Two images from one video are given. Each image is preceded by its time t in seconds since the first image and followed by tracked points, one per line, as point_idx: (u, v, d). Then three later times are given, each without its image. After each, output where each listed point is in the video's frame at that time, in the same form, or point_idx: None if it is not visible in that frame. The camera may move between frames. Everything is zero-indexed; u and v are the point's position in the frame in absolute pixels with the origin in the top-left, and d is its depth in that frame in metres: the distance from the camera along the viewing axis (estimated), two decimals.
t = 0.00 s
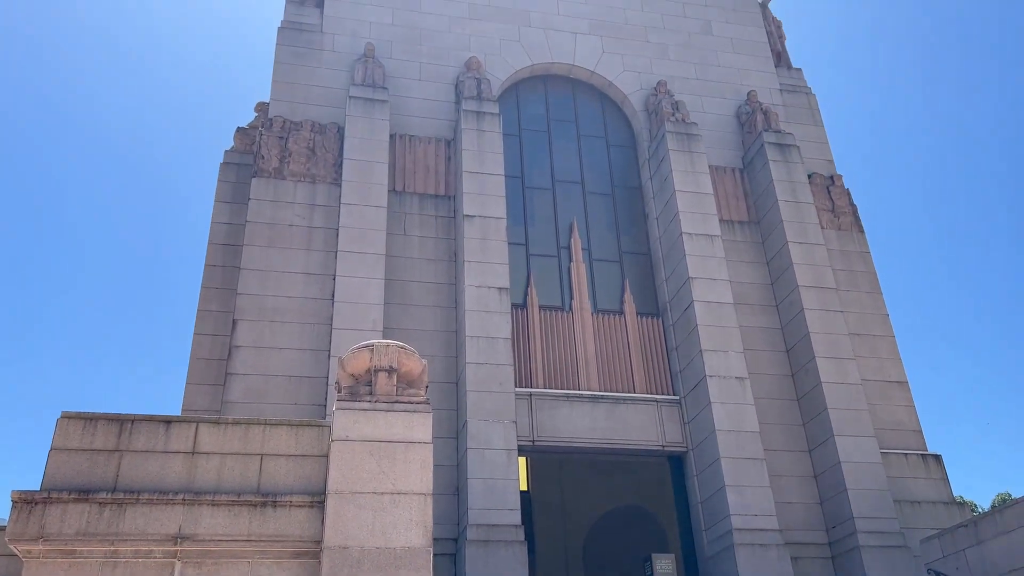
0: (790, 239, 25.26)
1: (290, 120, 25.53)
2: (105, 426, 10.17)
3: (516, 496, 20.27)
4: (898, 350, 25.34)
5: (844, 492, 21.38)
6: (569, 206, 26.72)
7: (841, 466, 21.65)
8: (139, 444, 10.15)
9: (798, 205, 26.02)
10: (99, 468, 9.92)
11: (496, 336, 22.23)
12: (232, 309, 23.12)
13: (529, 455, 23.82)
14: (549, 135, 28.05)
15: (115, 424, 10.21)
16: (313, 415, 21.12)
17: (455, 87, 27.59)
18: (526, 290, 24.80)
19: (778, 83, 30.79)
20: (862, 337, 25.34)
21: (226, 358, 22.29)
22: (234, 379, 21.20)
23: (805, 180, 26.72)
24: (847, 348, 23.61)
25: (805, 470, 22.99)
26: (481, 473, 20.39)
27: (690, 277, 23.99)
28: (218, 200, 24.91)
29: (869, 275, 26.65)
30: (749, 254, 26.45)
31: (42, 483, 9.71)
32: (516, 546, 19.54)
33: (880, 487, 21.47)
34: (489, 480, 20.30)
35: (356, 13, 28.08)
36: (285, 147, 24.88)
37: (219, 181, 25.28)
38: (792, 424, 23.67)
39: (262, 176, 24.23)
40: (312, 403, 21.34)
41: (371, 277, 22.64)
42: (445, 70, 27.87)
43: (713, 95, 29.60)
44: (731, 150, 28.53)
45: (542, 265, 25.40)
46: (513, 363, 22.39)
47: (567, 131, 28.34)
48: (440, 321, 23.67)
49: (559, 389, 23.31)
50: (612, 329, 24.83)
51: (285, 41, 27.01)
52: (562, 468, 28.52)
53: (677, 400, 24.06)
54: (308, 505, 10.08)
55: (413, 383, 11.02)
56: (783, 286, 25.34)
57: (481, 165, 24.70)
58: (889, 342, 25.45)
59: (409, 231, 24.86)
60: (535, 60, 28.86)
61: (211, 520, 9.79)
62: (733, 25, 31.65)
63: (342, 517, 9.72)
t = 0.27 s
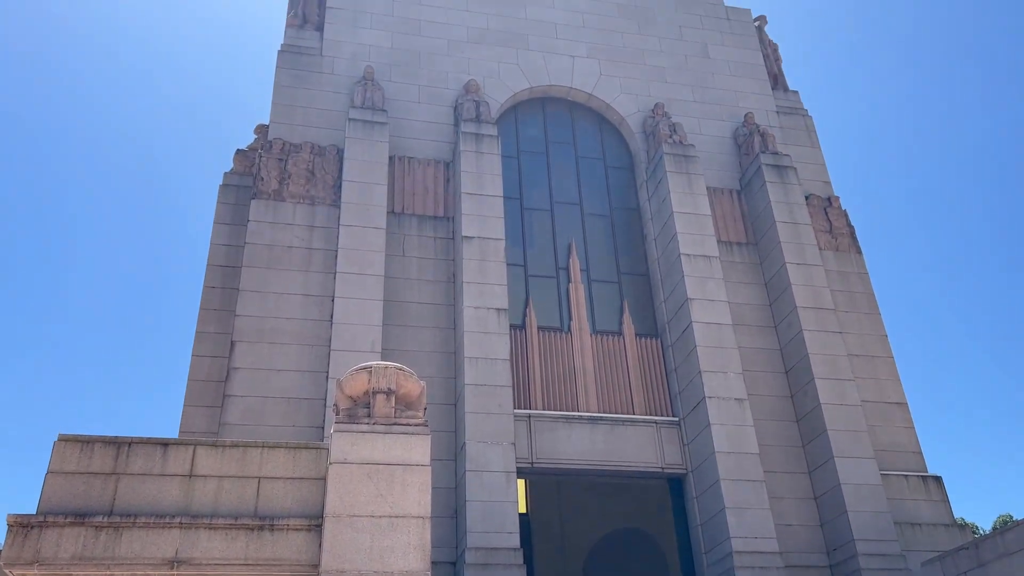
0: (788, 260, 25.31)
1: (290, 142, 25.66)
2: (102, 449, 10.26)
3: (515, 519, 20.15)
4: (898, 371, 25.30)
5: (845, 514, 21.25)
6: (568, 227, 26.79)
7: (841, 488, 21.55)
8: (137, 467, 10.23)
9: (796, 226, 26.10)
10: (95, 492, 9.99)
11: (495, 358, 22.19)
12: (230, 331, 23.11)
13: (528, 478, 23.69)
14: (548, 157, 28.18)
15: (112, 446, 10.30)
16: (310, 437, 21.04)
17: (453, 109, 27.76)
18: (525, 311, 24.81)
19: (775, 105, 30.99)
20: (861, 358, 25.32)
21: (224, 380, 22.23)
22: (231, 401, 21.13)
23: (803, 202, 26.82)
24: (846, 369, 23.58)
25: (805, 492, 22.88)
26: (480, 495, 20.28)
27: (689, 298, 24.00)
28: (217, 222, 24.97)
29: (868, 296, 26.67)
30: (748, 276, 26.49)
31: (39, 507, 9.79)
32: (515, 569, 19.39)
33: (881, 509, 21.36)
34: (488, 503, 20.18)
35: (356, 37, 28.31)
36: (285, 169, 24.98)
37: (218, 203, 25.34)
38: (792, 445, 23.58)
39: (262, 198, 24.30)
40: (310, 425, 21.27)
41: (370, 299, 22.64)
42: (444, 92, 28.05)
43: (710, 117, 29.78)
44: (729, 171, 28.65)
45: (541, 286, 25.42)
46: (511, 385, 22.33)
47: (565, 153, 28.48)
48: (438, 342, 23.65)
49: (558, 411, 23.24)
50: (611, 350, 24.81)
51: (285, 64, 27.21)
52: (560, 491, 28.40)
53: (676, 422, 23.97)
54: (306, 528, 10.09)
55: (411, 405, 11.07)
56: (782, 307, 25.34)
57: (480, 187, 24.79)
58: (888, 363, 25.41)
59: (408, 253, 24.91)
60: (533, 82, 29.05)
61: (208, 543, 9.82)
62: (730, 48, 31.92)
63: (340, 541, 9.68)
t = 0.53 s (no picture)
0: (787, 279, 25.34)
1: (290, 163, 25.79)
2: (100, 471, 10.92)
3: (515, 541, 20.04)
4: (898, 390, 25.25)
5: (846, 535, 21.15)
6: (566, 247, 26.84)
7: (843, 508, 21.45)
8: (134, 488, 10.91)
9: (795, 246, 26.16)
10: (93, 514, 10.64)
11: (494, 378, 22.15)
12: (229, 351, 23.09)
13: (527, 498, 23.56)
14: (547, 177, 28.29)
15: (110, 469, 10.97)
16: (309, 458, 20.95)
17: (453, 130, 27.90)
18: (524, 331, 24.80)
19: (773, 125, 31.16)
20: (861, 377, 25.28)
21: (222, 400, 22.18)
22: (230, 422, 21.07)
23: (801, 221, 26.89)
24: (847, 388, 23.54)
25: (806, 512, 22.77)
26: (480, 517, 20.19)
27: (688, 318, 24.00)
28: (217, 243, 25.02)
29: (867, 315, 26.68)
30: (747, 295, 26.52)
31: (38, 528, 10.42)
32: None
33: (882, 530, 21.25)
34: (487, 524, 20.08)
35: (356, 58, 28.49)
36: (285, 190, 25.06)
37: (218, 223, 25.39)
38: (793, 465, 23.50)
39: (261, 218, 24.35)
40: (309, 446, 21.19)
41: (369, 319, 22.64)
42: (443, 113, 28.21)
43: (708, 137, 29.93)
44: (727, 191, 28.76)
45: (540, 305, 25.43)
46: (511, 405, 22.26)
47: (564, 173, 28.59)
48: (438, 363, 23.62)
49: (558, 431, 23.15)
50: (610, 370, 24.78)
51: (286, 85, 27.37)
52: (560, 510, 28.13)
53: (676, 442, 23.88)
54: (302, 551, 10.81)
55: (409, 426, 11.18)
56: (781, 326, 25.33)
57: (480, 207, 24.86)
58: (888, 383, 25.37)
59: (407, 273, 24.93)
60: (532, 103, 29.22)
61: (206, 564, 10.53)
62: (727, 69, 32.15)
63: (339, 563, 9.68)
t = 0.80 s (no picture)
0: (787, 296, 25.35)
1: (290, 182, 25.87)
2: (99, 490, 10.93)
3: (515, 560, 19.91)
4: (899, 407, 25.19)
5: (848, 553, 21.03)
6: (566, 264, 26.88)
7: (845, 527, 21.34)
8: (133, 508, 10.90)
9: (794, 263, 26.20)
10: (91, 534, 10.61)
11: (494, 396, 22.10)
12: (228, 369, 23.05)
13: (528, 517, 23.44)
14: (546, 195, 28.37)
15: (109, 488, 10.97)
16: (308, 476, 20.86)
17: (452, 148, 28.01)
18: (524, 348, 24.78)
19: (771, 142, 31.29)
20: (862, 394, 25.23)
21: (221, 419, 22.11)
22: (229, 441, 20.99)
23: (800, 238, 26.94)
24: (847, 406, 23.49)
25: (808, 531, 22.64)
26: (480, 536, 20.07)
27: (688, 335, 23.98)
28: (217, 261, 25.04)
29: (867, 332, 26.66)
30: (746, 312, 26.52)
31: (35, 548, 10.38)
32: None
33: (885, 548, 21.12)
34: (488, 543, 19.96)
35: (356, 77, 28.64)
36: (285, 208, 25.12)
37: (218, 241, 25.43)
38: (794, 483, 23.41)
39: (261, 236, 24.39)
40: (308, 464, 21.10)
41: (369, 337, 22.61)
42: (442, 131, 28.33)
43: (707, 155, 30.06)
44: (726, 208, 28.83)
45: (540, 323, 25.43)
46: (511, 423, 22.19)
47: (563, 191, 28.67)
48: (438, 380, 23.58)
49: (558, 449, 23.07)
50: (610, 387, 24.74)
51: (286, 104, 27.51)
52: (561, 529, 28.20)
53: (677, 459, 23.79)
54: (303, 570, 10.77)
55: (409, 444, 11.17)
56: (781, 343, 25.31)
57: (479, 225, 24.91)
58: (888, 399, 25.32)
59: (407, 290, 24.93)
60: (531, 121, 29.36)
61: None
62: (726, 87, 32.33)
63: None
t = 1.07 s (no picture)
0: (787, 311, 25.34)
1: (290, 198, 25.93)
2: (97, 508, 10.91)
3: None
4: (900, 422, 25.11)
5: (851, 569, 20.89)
6: (566, 280, 26.88)
7: (847, 542, 21.21)
8: (131, 525, 10.87)
9: (793, 277, 26.21)
10: (89, 552, 10.59)
11: (494, 411, 22.04)
12: (228, 385, 23.00)
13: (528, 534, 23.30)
14: (545, 210, 28.42)
15: (107, 506, 10.95)
16: (307, 493, 20.77)
17: (452, 164, 28.08)
18: (524, 363, 24.74)
19: (770, 157, 31.38)
20: (863, 409, 25.16)
21: (220, 436, 22.05)
22: (228, 458, 20.93)
23: (800, 253, 26.97)
24: (848, 420, 23.42)
25: (810, 546, 22.50)
26: (480, 552, 19.94)
27: (689, 350, 23.94)
28: (217, 277, 25.05)
29: (868, 346, 26.63)
30: (747, 327, 26.50)
31: (33, 567, 10.35)
32: None
33: (887, 564, 20.99)
34: (488, 560, 19.83)
35: (356, 94, 28.77)
36: (285, 224, 25.16)
37: (218, 258, 25.44)
38: (795, 498, 23.30)
39: (261, 253, 24.41)
40: (307, 480, 21.02)
41: (369, 353, 22.58)
42: (442, 147, 28.42)
43: (706, 170, 30.13)
44: (725, 223, 28.88)
45: (540, 338, 25.40)
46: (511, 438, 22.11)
47: (562, 206, 28.73)
48: (437, 396, 23.52)
49: (558, 465, 22.99)
50: (610, 402, 24.68)
51: (286, 121, 27.61)
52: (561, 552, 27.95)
53: (678, 475, 23.69)
54: None
55: (409, 460, 11.14)
56: (782, 357, 25.26)
57: (479, 241, 24.94)
58: (890, 414, 25.25)
59: (406, 306, 24.93)
60: (531, 137, 29.46)
61: None
62: (724, 103, 32.46)
63: None
